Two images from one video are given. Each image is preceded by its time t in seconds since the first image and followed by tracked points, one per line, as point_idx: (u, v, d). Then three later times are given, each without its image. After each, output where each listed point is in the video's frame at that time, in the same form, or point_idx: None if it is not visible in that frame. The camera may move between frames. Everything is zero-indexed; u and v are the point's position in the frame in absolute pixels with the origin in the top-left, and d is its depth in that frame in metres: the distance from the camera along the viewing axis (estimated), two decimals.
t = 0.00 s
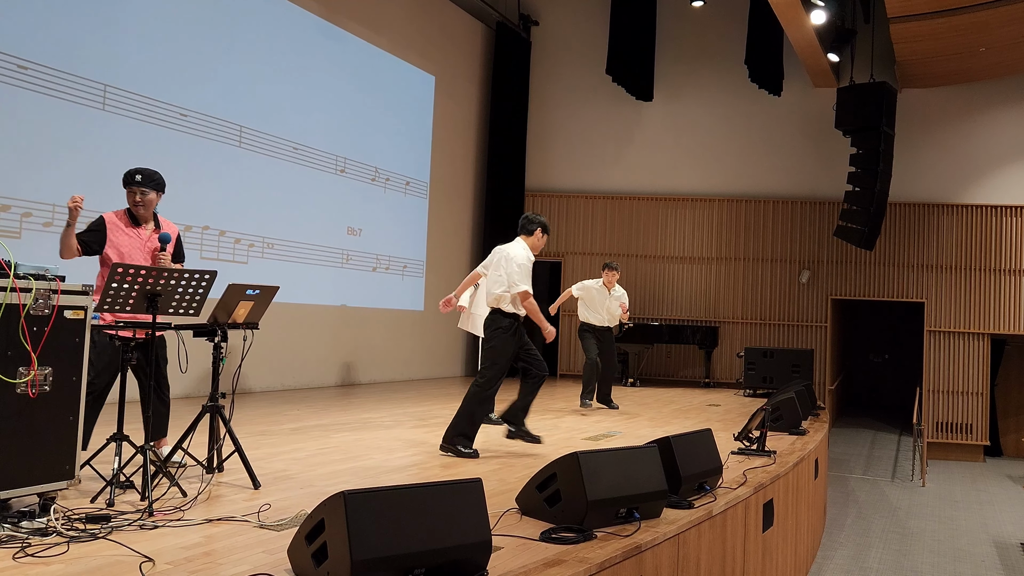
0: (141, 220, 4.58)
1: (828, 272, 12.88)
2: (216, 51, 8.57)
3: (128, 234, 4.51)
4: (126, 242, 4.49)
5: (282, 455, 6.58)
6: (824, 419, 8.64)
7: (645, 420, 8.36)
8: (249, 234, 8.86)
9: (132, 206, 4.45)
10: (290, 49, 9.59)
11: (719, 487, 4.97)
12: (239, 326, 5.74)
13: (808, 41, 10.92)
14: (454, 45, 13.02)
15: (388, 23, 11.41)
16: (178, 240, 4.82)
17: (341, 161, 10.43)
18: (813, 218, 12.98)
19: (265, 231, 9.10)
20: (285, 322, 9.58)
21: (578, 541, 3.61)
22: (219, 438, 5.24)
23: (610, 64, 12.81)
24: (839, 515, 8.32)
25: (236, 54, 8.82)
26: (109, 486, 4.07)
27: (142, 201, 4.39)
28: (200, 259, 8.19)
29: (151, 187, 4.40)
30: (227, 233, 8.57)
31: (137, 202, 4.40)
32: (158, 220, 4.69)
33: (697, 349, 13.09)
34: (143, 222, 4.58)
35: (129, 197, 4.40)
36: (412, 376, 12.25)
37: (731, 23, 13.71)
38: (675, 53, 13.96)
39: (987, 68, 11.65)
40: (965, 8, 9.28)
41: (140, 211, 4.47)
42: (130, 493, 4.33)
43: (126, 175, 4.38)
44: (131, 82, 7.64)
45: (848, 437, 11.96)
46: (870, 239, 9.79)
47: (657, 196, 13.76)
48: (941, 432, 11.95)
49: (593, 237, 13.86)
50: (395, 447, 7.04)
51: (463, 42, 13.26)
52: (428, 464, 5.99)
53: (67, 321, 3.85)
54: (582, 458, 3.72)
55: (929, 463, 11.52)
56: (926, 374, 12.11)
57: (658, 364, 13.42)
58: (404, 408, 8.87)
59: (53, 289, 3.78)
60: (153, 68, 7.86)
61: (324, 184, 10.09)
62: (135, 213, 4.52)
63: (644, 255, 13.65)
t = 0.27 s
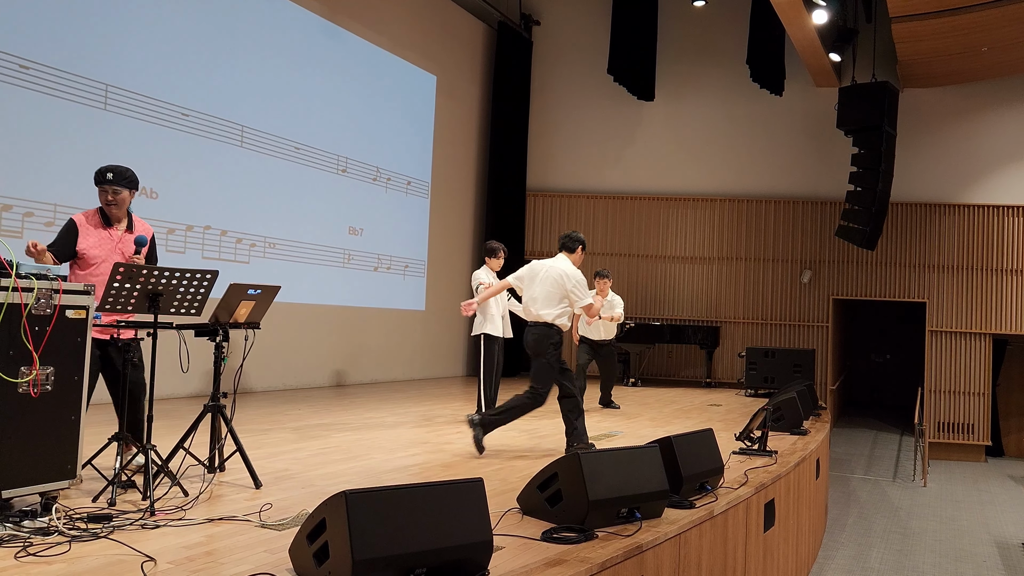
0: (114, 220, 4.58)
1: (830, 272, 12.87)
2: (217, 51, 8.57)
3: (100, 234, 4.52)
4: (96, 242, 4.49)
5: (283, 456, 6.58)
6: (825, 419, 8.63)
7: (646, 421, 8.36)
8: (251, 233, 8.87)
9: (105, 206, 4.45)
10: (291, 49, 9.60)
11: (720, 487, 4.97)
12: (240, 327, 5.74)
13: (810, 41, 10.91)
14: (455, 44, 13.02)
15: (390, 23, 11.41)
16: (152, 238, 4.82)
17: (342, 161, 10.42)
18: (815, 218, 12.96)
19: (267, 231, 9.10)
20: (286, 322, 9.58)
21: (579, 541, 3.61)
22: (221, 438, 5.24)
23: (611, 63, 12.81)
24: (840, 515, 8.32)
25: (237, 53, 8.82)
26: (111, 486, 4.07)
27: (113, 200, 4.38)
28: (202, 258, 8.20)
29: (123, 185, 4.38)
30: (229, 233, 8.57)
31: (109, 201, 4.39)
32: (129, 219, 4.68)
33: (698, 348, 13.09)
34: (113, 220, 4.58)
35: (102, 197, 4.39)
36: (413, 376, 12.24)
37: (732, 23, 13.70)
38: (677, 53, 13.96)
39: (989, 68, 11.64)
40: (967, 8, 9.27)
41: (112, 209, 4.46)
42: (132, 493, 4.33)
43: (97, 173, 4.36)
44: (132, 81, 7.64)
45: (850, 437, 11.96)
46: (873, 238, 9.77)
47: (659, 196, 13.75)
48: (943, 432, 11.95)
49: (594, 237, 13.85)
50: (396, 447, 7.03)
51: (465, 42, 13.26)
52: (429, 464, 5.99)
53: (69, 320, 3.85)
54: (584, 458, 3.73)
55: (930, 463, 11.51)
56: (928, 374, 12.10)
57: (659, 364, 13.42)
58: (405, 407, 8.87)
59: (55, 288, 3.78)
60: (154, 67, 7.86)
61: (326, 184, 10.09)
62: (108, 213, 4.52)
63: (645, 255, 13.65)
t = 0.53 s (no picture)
0: (102, 218, 4.57)
1: (830, 272, 12.86)
2: (218, 50, 8.56)
3: (90, 234, 4.52)
4: (87, 243, 4.50)
5: (284, 456, 6.58)
6: (826, 418, 8.62)
7: (647, 421, 8.36)
8: (251, 233, 8.87)
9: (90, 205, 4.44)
10: (291, 49, 9.59)
11: (720, 487, 4.97)
12: (240, 327, 5.73)
13: (811, 40, 10.90)
14: (456, 44, 13.01)
15: (391, 22, 11.41)
16: (143, 231, 4.79)
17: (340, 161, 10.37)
18: (817, 217, 12.94)
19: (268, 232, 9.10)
20: (286, 321, 9.57)
21: (579, 540, 3.61)
22: (222, 439, 5.23)
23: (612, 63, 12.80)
24: (841, 514, 8.32)
25: (237, 54, 8.82)
26: (111, 485, 4.08)
27: (98, 197, 4.37)
28: (204, 258, 8.22)
29: (106, 181, 4.37)
30: (229, 233, 8.58)
31: (94, 199, 4.38)
32: (118, 214, 4.66)
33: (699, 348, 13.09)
34: (102, 217, 4.56)
35: (86, 196, 4.39)
36: (414, 376, 12.23)
37: (734, 23, 13.69)
38: (678, 53, 13.95)
39: (991, 67, 11.63)
40: (968, 8, 9.26)
41: (97, 207, 4.45)
42: (133, 493, 4.33)
43: (79, 172, 4.36)
44: (133, 81, 7.65)
45: (851, 437, 11.96)
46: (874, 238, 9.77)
47: (660, 196, 13.74)
48: (944, 432, 11.94)
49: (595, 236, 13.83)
50: (397, 447, 7.03)
51: (465, 41, 13.26)
52: (430, 464, 5.99)
53: (69, 320, 3.86)
54: (585, 457, 3.73)
55: (932, 463, 11.51)
56: (930, 374, 12.09)
57: (661, 365, 13.43)
58: (406, 406, 8.87)
59: (56, 288, 3.79)
60: (155, 68, 7.86)
61: (326, 184, 10.08)
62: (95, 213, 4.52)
63: (646, 255, 13.64)
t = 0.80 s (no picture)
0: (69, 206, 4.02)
1: (847, 271, 12.39)
2: (204, 32, 8.06)
3: (59, 225, 3.99)
4: (57, 234, 3.97)
5: (267, 469, 6.04)
6: (847, 427, 8.10)
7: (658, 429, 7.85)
8: (237, 230, 8.35)
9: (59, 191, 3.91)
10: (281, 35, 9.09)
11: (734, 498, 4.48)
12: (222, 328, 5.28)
13: (828, 26, 10.41)
14: (456, 34, 12.53)
15: (388, 8, 10.93)
16: (114, 218, 4.27)
17: (336, 153, 9.91)
18: (837, 214, 12.42)
19: (256, 228, 8.58)
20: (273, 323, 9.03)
21: (584, 557, 3.11)
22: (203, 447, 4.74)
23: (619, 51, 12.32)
24: (864, 528, 7.81)
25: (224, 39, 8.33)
26: (89, 497, 3.59)
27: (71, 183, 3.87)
28: (185, 256, 7.73)
29: (79, 164, 3.88)
30: (213, 229, 8.07)
31: (65, 184, 3.87)
32: (88, 201, 4.12)
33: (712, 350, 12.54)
34: (72, 205, 4.03)
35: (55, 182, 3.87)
36: (409, 382, 11.69)
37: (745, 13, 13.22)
38: (686, 43, 13.47)
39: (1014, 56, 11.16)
40: None
41: (68, 192, 3.93)
42: (112, 506, 3.83)
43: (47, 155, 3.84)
44: (109, 63, 7.17)
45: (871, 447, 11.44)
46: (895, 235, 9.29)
47: (669, 190, 13.22)
48: (969, 441, 11.42)
49: (602, 234, 13.24)
50: (390, 459, 6.50)
51: (466, 31, 12.77)
52: (425, 477, 5.49)
53: (42, 322, 3.35)
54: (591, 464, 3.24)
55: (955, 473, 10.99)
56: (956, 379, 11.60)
57: (670, 369, 12.87)
58: (402, 411, 8.37)
59: (30, 287, 3.29)
60: (133, 50, 7.38)
61: (315, 178, 9.58)
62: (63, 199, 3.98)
63: (654, 254, 13.11)
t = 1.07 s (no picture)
0: None
1: (953, 265, 8.56)
2: None
3: None
4: None
5: (186, 528, 4.24)
6: (949, 471, 6.26)
7: (702, 471, 5.93)
8: (160, 214, 5.92)
9: None
10: None
11: (801, 562, 3.48)
12: (135, 341, 3.49)
13: None
14: None
15: None
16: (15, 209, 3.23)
17: (283, 112, 6.85)
18: (931, 187, 8.61)
19: (198, 212, 6.16)
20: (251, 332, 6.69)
21: None
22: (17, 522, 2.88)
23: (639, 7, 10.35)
24: None
25: None
26: None
27: None
28: (81, 246, 5.43)
29: None
30: (123, 211, 5.70)
31: None
32: None
33: (777, 372, 8.59)
34: None
35: None
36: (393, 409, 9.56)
37: None
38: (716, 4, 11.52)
39: None
40: None
41: None
42: None
43: None
44: None
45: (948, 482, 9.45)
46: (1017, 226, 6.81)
47: (715, 158, 9.13)
48: None
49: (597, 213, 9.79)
50: (351, 512, 4.66)
51: None
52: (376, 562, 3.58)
53: None
54: (612, 521, 2.28)
55: None
56: None
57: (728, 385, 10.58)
58: (370, 446, 6.43)
59: None
60: None
61: (303, 151, 7.00)
62: None
63: (721, 241, 9.02)
